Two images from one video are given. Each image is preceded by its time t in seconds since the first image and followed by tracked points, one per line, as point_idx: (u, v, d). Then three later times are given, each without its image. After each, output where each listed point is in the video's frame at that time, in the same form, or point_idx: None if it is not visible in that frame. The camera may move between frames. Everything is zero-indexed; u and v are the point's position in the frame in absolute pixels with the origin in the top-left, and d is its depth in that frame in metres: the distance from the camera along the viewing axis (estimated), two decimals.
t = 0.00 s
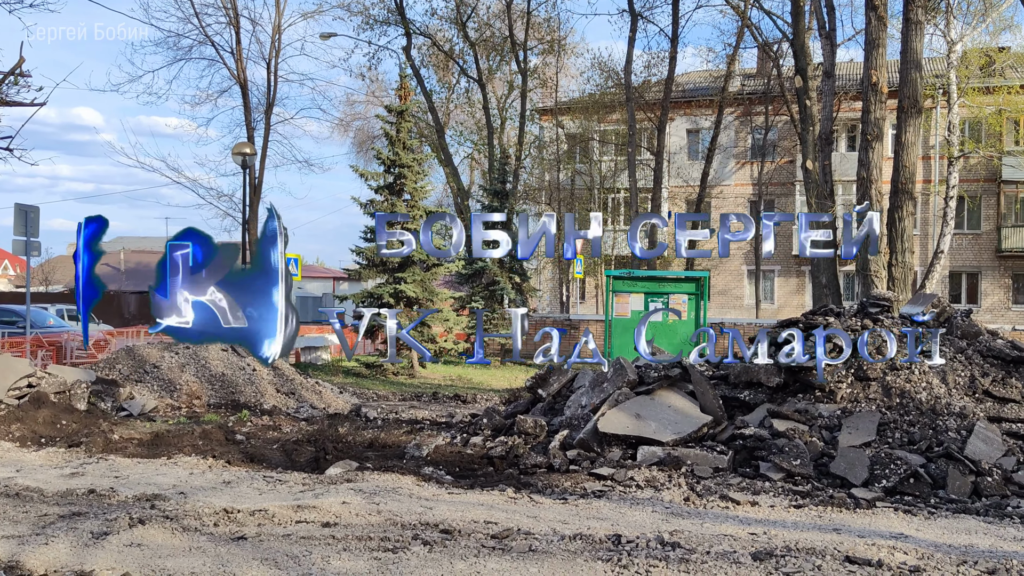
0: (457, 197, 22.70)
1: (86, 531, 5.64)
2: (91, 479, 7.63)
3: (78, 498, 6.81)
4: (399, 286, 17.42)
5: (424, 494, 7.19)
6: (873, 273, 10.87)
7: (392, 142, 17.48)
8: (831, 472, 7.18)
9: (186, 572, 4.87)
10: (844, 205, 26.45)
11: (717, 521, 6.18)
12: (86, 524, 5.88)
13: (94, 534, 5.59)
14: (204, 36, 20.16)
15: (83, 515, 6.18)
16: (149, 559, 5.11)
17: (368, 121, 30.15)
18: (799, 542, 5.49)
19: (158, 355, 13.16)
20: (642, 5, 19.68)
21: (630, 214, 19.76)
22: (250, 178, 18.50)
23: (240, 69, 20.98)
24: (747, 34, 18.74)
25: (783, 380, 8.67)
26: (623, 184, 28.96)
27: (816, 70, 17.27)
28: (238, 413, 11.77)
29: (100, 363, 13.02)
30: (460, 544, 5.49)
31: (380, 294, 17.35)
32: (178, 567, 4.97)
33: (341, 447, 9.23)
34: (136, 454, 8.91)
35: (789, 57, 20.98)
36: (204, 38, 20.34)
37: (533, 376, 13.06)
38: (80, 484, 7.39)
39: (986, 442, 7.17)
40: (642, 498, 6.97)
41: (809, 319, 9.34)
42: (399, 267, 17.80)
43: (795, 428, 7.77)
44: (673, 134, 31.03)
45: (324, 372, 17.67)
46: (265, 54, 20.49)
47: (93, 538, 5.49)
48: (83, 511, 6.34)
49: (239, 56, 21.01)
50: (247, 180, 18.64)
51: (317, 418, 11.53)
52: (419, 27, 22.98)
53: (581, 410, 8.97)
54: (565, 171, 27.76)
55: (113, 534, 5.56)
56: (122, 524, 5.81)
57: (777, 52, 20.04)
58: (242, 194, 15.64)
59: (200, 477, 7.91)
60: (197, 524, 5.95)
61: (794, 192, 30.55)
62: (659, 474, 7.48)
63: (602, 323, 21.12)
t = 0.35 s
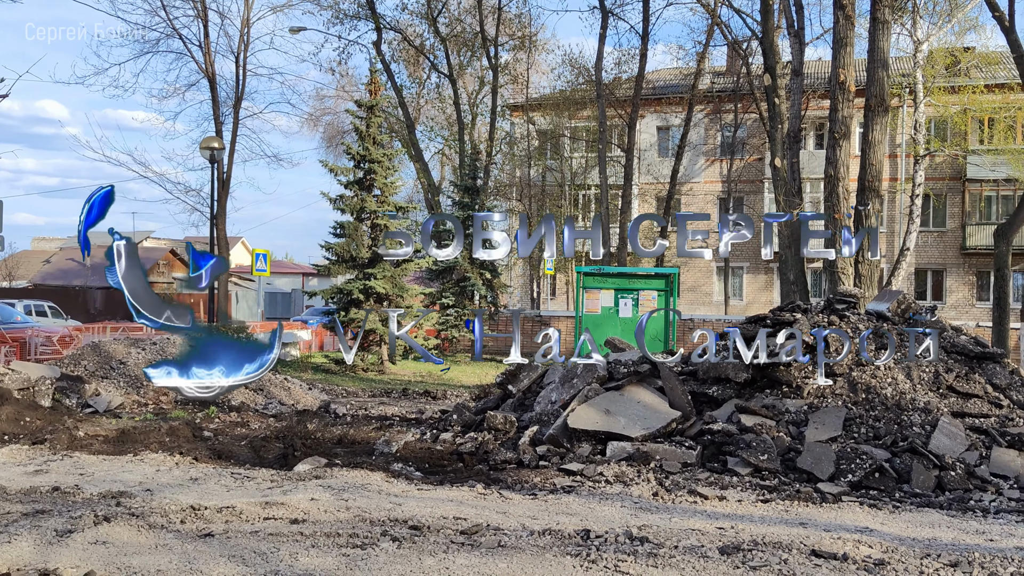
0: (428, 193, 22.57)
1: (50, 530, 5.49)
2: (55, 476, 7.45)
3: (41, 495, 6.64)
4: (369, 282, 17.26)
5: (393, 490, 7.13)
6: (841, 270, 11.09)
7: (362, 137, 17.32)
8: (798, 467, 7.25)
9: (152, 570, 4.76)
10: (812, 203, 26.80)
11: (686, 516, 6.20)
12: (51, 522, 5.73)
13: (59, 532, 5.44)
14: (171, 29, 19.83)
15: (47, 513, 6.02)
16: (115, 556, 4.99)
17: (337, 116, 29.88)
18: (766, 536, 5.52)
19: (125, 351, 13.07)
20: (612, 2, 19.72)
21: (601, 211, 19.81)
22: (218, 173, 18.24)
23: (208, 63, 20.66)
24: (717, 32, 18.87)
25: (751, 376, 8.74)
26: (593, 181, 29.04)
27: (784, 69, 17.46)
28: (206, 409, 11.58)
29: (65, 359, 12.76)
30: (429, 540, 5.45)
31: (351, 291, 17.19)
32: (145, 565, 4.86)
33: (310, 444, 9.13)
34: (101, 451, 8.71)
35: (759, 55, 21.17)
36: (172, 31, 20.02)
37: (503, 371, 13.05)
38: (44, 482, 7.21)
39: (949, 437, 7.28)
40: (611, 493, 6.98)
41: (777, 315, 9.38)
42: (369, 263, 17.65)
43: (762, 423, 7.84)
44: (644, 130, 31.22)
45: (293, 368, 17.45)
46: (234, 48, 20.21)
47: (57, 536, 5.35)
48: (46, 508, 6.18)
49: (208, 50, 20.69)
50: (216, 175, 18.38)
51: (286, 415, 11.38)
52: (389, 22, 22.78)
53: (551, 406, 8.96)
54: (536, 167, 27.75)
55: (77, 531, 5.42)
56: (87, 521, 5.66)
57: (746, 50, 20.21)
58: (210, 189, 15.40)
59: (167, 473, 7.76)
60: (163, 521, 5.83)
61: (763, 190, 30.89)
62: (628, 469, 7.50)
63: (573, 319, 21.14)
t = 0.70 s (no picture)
0: (397, 191, 22.40)
1: (9, 531, 5.33)
2: (15, 477, 7.24)
3: (0, 496, 6.44)
4: (336, 280, 17.08)
5: (360, 489, 7.05)
6: (806, 270, 11.25)
7: (330, 134, 17.14)
8: (763, 465, 7.32)
9: (114, 570, 4.64)
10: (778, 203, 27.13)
11: (653, 514, 6.22)
12: (10, 523, 5.56)
13: (18, 534, 5.28)
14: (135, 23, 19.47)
15: (5, 514, 5.84)
16: (76, 558, 4.85)
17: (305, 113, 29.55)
18: (731, 534, 5.55)
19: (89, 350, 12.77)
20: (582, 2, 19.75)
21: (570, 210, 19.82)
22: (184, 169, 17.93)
23: (174, 59, 20.28)
24: (685, 32, 18.99)
25: (717, 374, 8.79)
26: (563, 180, 29.08)
27: (752, 70, 17.64)
28: (171, 408, 11.34)
29: (25, 358, 12.43)
30: (396, 539, 5.39)
31: (318, 289, 16.93)
32: (106, 566, 4.73)
33: (276, 443, 8.98)
34: (62, 451, 8.48)
35: (727, 56, 21.36)
36: (136, 26, 19.65)
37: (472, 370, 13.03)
38: (3, 483, 7.00)
39: (912, 435, 7.40)
40: (579, 491, 6.98)
41: (743, 314, 9.44)
42: (337, 261, 17.46)
43: (728, 422, 7.90)
44: (613, 130, 31.37)
45: (260, 367, 17.19)
46: (200, 43, 19.89)
47: (17, 538, 5.19)
48: (5, 510, 5.99)
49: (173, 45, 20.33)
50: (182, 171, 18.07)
51: (252, 414, 11.20)
52: (358, 19, 22.57)
53: (519, 404, 8.93)
54: (505, 165, 27.70)
55: (38, 533, 5.26)
56: (48, 522, 5.50)
57: (714, 50, 20.38)
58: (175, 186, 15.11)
59: (131, 473, 7.57)
60: (127, 522, 5.69)
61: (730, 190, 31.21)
62: (596, 467, 7.51)
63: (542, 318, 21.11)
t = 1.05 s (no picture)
0: (364, 191, 22.20)
1: None
2: None
3: None
4: (303, 280, 16.90)
5: (326, 491, 6.96)
6: (771, 270, 11.33)
7: (296, 134, 16.96)
8: (728, 464, 7.39)
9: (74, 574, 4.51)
10: (744, 204, 27.46)
11: (619, 513, 6.23)
12: None
13: None
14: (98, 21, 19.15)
15: None
16: (36, 562, 4.71)
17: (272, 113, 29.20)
18: (697, 533, 5.56)
19: (50, 351, 12.47)
20: (549, 3, 19.77)
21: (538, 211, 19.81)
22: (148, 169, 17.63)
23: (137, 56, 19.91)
24: (652, 34, 19.13)
25: (683, 374, 8.85)
26: (531, 180, 29.09)
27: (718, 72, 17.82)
28: (135, 410, 11.10)
29: None
30: (362, 541, 5.31)
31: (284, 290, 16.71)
32: (66, 570, 4.60)
33: (241, 445, 8.82)
34: (22, 454, 8.26)
35: (693, 58, 21.54)
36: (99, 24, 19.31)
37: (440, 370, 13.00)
38: None
39: (874, 434, 7.51)
40: (546, 492, 6.97)
41: (710, 315, 9.48)
42: (303, 262, 17.27)
43: (694, 421, 7.95)
44: (580, 131, 31.48)
45: (225, 369, 16.92)
46: (164, 41, 19.56)
47: None
48: None
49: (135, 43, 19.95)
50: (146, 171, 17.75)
51: (217, 416, 11.00)
52: (325, 19, 22.35)
53: (486, 405, 8.89)
54: (473, 166, 27.62)
55: None
56: (7, 527, 5.34)
57: (681, 52, 20.57)
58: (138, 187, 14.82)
59: (93, 476, 7.38)
60: (89, 526, 5.54)
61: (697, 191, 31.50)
62: (563, 468, 7.51)
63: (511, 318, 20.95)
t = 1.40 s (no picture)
0: (331, 193, 21.98)
1: None
2: None
3: None
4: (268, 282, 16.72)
5: (291, 494, 6.85)
6: (736, 272, 11.48)
7: (261, 135, 16.74)
8: (693, 464, 7.44)
9: None
10: (710, 207, 27.76)
11: (585, 514, 6.23)
12: None
13: None
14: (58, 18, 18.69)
15: None
16: None
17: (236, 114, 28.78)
18: (662, 533, 5.58)
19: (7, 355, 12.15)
20: (517, 5, 19.78)
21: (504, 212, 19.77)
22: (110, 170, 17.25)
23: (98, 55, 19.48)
24: (619, 37, 19.25)
25: (649, 375, 8.90)
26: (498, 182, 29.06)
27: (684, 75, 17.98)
28: (96, 414, 10.83)
29: None
30: (327, 544, 5.23)
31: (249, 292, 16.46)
32: None
33: (205, 448, 8.65)
34: None
35: (659, 61, 21.71)
36: (59, 22, 18.85)
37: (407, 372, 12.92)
38: None
39: (836, 434, 7.63)
40: (512, 493, 6.94)
41: (676, 316, 9.53)
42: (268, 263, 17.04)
43: (659, 422, 8.00)
44: (548, 133, 31.58)
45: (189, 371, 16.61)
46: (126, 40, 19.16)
47: None
48: None
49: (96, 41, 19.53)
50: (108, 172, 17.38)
51: (181, 419, 10.78)
52: (291, 19, 22.08)
53: (453, 407, 8.85)
54: (441, 168, 27.52)
55: None
56: None
57: (647, 55, 20.71)
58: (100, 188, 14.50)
59: (52, 481, 7.17)
60: (47, 531, 5.38)
61: (663, 193, 31.76)
62: (530, 469, 7.50)
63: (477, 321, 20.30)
